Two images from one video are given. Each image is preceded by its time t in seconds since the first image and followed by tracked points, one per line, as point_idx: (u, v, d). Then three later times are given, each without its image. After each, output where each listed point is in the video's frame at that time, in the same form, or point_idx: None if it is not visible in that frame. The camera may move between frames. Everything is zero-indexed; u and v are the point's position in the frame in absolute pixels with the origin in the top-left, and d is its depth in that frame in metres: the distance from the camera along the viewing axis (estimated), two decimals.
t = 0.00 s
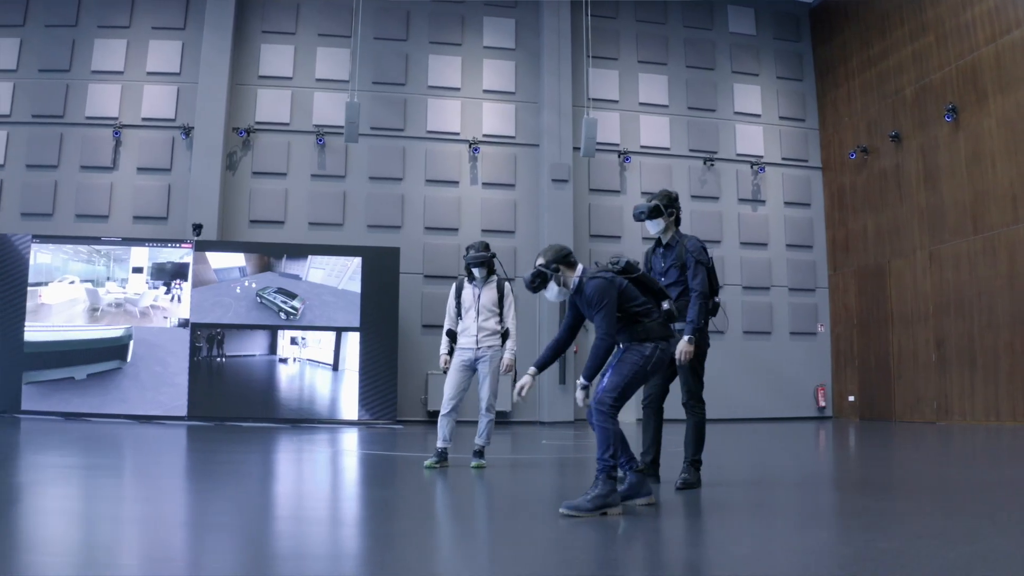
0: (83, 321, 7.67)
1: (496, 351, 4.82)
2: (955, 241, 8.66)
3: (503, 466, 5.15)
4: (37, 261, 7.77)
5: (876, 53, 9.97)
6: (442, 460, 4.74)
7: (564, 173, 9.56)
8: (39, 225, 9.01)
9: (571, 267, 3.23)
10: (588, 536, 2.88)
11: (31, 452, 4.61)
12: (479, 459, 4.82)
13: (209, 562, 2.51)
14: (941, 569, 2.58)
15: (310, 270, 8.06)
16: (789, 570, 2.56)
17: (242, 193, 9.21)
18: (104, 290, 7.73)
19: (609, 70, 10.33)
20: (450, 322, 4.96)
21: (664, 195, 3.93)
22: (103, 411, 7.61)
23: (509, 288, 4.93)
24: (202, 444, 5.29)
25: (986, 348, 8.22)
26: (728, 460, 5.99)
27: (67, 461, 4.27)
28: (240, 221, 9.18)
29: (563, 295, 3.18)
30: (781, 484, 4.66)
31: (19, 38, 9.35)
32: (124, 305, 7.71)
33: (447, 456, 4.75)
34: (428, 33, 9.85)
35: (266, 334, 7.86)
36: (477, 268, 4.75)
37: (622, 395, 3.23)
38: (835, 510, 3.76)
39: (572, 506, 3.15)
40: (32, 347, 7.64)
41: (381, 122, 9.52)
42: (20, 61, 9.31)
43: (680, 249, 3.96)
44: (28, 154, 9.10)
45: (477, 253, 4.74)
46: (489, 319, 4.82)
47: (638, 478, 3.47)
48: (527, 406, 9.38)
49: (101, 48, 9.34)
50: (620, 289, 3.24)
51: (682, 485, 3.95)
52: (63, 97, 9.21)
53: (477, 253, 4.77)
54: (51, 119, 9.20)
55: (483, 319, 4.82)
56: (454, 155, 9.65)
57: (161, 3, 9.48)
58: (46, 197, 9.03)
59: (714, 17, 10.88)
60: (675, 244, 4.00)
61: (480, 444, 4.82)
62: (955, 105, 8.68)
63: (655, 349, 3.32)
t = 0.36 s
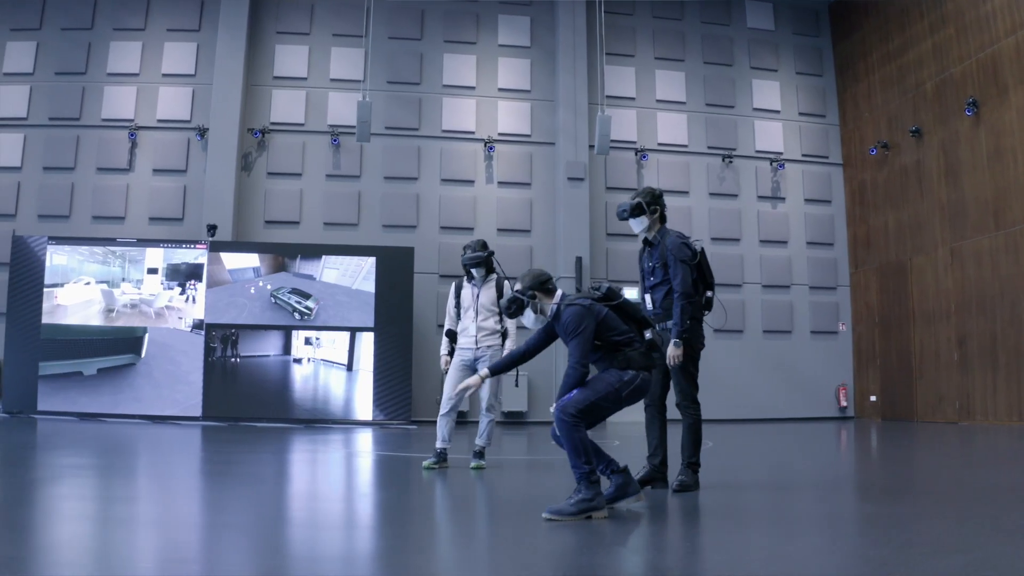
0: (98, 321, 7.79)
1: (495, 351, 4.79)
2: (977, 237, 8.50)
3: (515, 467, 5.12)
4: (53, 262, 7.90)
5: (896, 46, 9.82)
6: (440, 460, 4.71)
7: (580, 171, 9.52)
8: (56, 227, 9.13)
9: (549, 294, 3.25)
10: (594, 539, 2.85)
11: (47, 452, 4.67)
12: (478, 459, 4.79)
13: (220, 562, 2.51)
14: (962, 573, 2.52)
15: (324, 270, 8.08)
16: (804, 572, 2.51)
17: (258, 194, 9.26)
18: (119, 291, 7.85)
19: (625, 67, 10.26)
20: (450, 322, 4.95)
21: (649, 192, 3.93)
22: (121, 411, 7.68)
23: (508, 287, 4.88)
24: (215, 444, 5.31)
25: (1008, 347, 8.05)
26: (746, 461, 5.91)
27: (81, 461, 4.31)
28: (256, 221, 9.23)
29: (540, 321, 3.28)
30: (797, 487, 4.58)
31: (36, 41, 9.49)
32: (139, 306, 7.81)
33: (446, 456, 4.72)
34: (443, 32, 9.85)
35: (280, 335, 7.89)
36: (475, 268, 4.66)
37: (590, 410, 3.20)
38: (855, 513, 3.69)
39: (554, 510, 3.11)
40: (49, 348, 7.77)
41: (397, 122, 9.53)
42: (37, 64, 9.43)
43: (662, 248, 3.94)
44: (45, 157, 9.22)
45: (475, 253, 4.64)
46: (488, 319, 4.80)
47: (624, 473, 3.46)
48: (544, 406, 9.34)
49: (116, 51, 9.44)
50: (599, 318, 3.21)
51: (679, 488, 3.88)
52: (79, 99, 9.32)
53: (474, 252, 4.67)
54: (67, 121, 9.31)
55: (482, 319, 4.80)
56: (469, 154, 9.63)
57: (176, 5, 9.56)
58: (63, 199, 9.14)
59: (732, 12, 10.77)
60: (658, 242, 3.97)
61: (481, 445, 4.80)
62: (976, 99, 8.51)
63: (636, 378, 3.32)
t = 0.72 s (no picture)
0: (114, 322, 7.88)
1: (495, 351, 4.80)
2: (999, 233, 8.32)
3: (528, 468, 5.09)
4: (70, 264, 7.99)
5: (917, 40, 9.66)
6: (439, 461, 4.66)
7: (597, 170, 9.47)
8: (74, 229, 9.24)
9: (530, 311, 3.18)
10: (600, 543, 2.82)
11: (63, 453, 4.72)
12: (478, 461, 4.75)
13: (232, 561, 2.52)
14: None
15: (338, 270, 8.10)
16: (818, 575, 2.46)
17: (274, 195, 9.31)
18: (135, 292, 7.93)
19: (642, 64, 10.18)
20: (449, 321, 4.92)
21: (614, 195, 3.86)
22: (139, 411, 7.76)
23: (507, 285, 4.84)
24: (229, 445, 5.34)
25: None
26: (766, 463, 5.83)
27: (97, 462, 4.35)
28: (272, 222, 9.28)
29: (520, 339, 3.17)
30: (814, 488, 4.51)
31: (53, 45, 9.61)
32: (154, 307, 7.89)
33: (445, 457, 4.67)
34: (458, 31, 9.83)
35: (295, 335, 7.92)
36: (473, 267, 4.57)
37: (562, 424, 3.15)
38: (875, 515, 3.62)
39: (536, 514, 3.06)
40: (67, 349, 7.88)
41: (412, 122, 9.53)
42: (54, 68, 9.56)
43: (635, 245, 3.84)
44: (62, 160, 9.34)
45: (472, 252, 4.54)
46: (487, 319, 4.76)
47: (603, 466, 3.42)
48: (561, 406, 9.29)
49: (132, 53, 9.54)
50: (581, 341, 3.15)
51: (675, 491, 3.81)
52: (96, 102, 9.43)
53: (472, 251, 4.60)
54: (85, 124, 9.43)
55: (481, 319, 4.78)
56: (484, 153, 9.61)
57: (192, 7, 9.64)
58: (81, 201, 9.26)
59: (750, 8, 10.64)
60: (629, 241, 3.87)
61: (480, 446, 4.77)
62: (997, 93, 8.34)
63: (615, 406, 3.26)
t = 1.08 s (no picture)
0: (130, 324, 7.95)
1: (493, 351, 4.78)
2: (1021, 229, 8.15)
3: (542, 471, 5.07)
4: (87, 266, 8.08)
5: (937, 33, 9.50)
6: (439, 463, 4.63)
7: (613, 167, 9.38)
8: (92, 231, 9.36)
9: (513, 326, 3.13)
10: (607, 548, 2.79)
11: (80, 454, 4.78)
12: (478, 463, 4.73)
13: (242, 560, 2.52)
14: None
15: (353, 271, 8.12)
16: None
17: (290, 196, 9.36)
18: (151, 294, 7.98)
19: (659, 61, 10.10)
20: (447, 322, 4.89)
21: (588, 197, 3.76)
22: (158, 412, 7.85)
23: (507, 285, 4.80)
24: (244, 446, 5.37)
25: None
26: (787, 465, 5.75)
27: (113, 462, 4.40)
28: (289, 223, 9.33)
29: (502, 355, 3.15)
30: (831, 490, 4.44)
31: (70, 48, 9.74)
32: (170, 308, 7.94)
33: (443, 459, 4.63)
34: (473, 30, 9.82)
35: (310, 335, 7.95)
36: (471, 266, 4.58)
37: (539, 434, 3.09)
38: (895, 516, 3.56)
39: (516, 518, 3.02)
40: (85, 350, 7.97)
41: (428, 121, 9.54)
42: (71, 71, 9.69)
43: (614, 245, 3.75)
44: (80, 163, 9.47)
45: (470, 251, 4.56)
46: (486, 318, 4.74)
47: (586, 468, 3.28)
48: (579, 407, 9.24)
49: (149, 56, 9.63)
50: (564, 357, 3.12)
51: (619, 497, 3.58)
52: (113, 105, 9.55)
53: (470, 250, 4.58)
54: (102, 127, 9.55)
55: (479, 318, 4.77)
56: (500, 152, 9.60)
57: (207, 9, 9.72)
58: (98, 204, 9.38)
59: (768, 3, 10.51)
60: (608, 242, 3.78)
61: (480, 448, 4.74)
62: (1018, 86, 8.15)
63: (596, 427, 3.19)
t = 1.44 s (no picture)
0: (149, 324, 8.04)
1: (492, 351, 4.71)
2: None
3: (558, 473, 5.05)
4: (105, 268, 8.21)
5: (960, 25, 9.33)
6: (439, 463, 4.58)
7: (631, 165, 9.31)
8: (113, 232, 9.49)
9: (496, 330, 3.05)
10: (619, 553, 2.75)
11: (99, 454, 4.85)
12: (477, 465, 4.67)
13: (257, 559, 2.53)
14: None
15: (370, 271, 8.13)
16: None
17: (309, 197, 9.41)
18: (169, 294, 8.07)
19: (678, 57, 10.01)
20: (447, 320, 4.92)
21: (569, 196, 3.70)
22: (179, 412, 7.94)
23: (507, 284, 4.75)
24: (261, 446, 5.41)
25: None
26: (809, 465, 5.65)
27: (133, 461, 4.46)
28: (307, 224, 9.38)
29: (484, 358, 3.08)
30: (851, 491, 4.36)
31: (89, 52, 9.88)
32: (188, 309, 8.02)
33: (444, 460, 4.59)
34: (490, 28, 9.81)
35: (327, 335, 7.98)
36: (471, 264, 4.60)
37: (517, 438, 3.07)
38: (915, 518, 3.48)
39: (494, 520, 3.00)
40: (105, 350, 8.09)
41: (445, 120, 9.54)
42: (90, 75, 9.82)
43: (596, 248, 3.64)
44: (100, 165, 9.60)
45: (469, 249, 4.54)
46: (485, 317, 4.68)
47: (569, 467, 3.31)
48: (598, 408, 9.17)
49: (167, 59, 9.73)
50: (545, 363, 3.12)
51: (596, 505, 3.49)
52: (132, 108, 9.67)
53: (470, 247, 4.58)
54: (122, 129, 9.67)
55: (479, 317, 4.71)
56: (517, 151, 9.57)
57: (225, 12, 9.80)
58: (118, 205, 9.50)
59: None
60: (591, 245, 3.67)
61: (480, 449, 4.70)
62: None
63: (575, 437, 3.15)
